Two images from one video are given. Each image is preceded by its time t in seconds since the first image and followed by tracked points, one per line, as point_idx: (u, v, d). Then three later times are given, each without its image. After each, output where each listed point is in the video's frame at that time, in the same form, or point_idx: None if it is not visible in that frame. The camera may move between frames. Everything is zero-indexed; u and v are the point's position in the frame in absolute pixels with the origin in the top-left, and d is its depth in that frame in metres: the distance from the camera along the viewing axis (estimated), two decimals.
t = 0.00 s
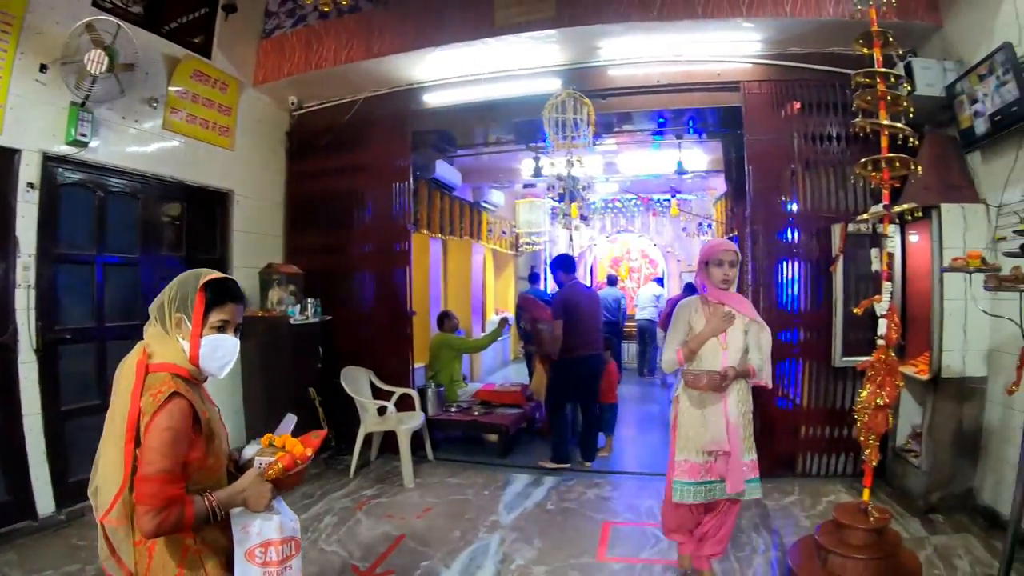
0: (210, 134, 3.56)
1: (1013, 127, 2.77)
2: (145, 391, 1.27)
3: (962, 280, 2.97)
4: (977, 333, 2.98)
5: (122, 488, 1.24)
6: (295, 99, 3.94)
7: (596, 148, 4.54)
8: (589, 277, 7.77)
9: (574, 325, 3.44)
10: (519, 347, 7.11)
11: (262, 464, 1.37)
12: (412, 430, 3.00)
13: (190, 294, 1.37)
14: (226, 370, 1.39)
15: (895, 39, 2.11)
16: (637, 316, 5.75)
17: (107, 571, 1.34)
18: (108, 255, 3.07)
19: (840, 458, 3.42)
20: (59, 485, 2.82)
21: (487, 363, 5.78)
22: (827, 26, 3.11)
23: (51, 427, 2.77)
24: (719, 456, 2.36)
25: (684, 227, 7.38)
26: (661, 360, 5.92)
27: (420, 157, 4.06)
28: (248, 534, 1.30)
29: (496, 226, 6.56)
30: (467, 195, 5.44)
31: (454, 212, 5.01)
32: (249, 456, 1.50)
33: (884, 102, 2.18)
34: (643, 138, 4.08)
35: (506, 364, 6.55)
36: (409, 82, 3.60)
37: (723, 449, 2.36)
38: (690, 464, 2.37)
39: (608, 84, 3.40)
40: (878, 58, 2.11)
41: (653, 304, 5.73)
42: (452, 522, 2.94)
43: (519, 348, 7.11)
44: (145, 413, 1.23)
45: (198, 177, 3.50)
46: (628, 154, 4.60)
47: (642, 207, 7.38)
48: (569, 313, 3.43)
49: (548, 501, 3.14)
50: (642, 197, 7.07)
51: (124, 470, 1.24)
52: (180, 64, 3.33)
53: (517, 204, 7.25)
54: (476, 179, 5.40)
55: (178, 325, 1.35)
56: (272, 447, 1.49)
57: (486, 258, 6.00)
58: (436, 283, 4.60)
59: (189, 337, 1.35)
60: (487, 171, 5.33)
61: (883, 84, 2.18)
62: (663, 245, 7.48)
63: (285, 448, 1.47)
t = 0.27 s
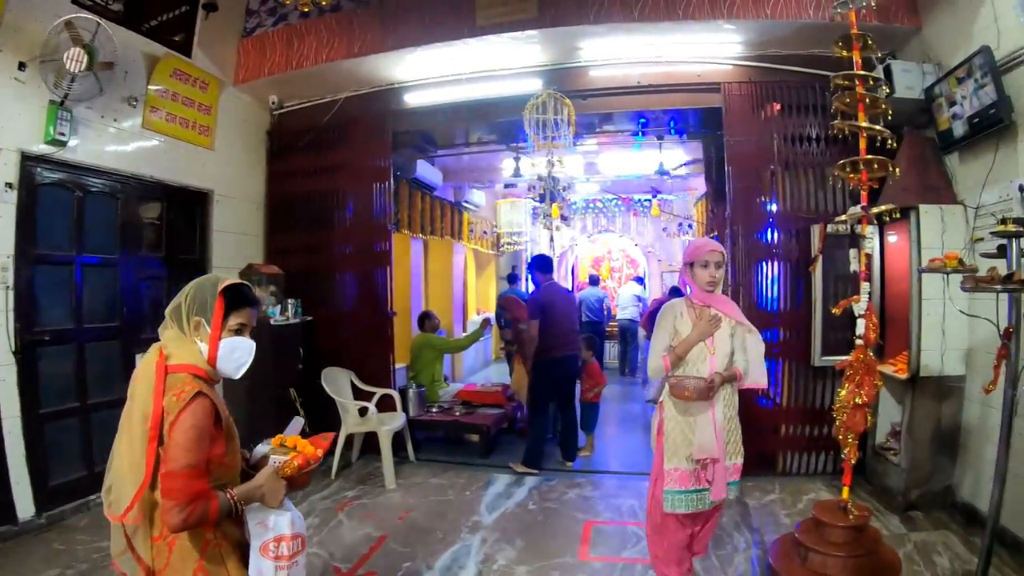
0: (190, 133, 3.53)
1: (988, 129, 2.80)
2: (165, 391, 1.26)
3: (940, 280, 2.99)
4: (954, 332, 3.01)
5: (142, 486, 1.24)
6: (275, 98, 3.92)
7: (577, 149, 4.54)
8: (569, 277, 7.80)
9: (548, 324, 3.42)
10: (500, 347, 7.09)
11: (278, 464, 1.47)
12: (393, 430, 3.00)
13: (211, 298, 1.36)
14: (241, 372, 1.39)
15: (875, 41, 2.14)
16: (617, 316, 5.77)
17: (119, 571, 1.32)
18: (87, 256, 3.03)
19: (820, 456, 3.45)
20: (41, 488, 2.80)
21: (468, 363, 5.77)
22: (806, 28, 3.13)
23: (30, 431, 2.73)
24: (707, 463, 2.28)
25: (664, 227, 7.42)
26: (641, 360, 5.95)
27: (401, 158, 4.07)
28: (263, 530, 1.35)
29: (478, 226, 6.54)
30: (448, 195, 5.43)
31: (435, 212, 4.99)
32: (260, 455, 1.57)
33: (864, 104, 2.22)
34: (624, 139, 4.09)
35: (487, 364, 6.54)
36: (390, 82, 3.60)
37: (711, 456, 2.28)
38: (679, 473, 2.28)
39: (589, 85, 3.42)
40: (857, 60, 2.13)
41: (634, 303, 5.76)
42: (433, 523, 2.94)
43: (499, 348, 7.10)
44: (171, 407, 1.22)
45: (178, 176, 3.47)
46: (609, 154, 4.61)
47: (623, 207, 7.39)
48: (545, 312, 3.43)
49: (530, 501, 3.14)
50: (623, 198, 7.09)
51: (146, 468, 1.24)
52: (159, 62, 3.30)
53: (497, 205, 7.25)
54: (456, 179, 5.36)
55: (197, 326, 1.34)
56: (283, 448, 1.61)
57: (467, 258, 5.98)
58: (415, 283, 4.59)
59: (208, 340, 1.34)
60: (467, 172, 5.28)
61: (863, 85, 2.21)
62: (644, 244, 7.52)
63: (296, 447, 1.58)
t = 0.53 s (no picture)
0: (181, 133, 3.52)
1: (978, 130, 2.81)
2: (206, 386, 1.35)
3: (929, 280, 3.00)
4: (943, 332, 3.02)
5: (183, 477, 1.33)
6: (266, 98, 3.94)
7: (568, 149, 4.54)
8: (561, 276, 7.81)
9: (533, 327, 3.45)
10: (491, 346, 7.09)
11: (305, 455, 1.59)
12: (385, 430, 3.00)
13: (244, 297, 1.43)
14: (273, 366, 1.49)
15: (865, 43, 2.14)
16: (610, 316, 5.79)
17: (155, 562, 1.46)
18: (78, 256, 3.01)
19: (811, 455, 3.46)
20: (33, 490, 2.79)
21: (459, 363, 5.77)
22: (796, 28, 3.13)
23: (21, 432, 2.72)
24: (706, 471, 2.28)
25: (656, 226, 7.31)
26: (633, 359, 5.96)
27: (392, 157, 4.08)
28: (295, 519, 1.46)
29: (470, 225, 6.55)
30: (439, 194, 5.43)
31: (426, 211, 5.01)
32: (284, 447, 1.70)
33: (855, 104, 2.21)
34: (615, 139, 4.10)
35: (479, 364, 6.53)
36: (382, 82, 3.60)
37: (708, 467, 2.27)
38: (678, 485, 2.27)
39: (581, 84, 3.41)
40: (848, 61, 2.15)
41: (624, 303, 5.77)
42: (425, 523, 2.94)
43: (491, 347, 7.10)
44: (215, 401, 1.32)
45: (168, 176, 3.45)
46: (600, 154, 4.61)
47: (615, 205, 7.30)
48: (528, 313, 3.45)
49: (522, 501, 3.15)
50: (615, 197, 7.05)
51: (186, 461, 1.33)
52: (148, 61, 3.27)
53: (489, 204, 7.26)
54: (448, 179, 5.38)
55: (233, 324, 1.43)
56: (305, 442, 1.76)
57: (458, 257, 5.98)
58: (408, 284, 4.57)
59: (243, 337, 1.43)
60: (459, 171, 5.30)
61: (853, 88, 2.22)
62: (636, 244, 7.45)
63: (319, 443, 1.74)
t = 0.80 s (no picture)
0: (185, 132, 3.48)
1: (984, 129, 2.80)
2: (259, 374, 1.81)
3: (935, 281, 2.85)
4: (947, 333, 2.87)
5: (230, 473, 1.82)
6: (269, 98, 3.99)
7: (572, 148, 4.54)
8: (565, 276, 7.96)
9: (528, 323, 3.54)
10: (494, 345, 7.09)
11: (343, 444, 2.22)
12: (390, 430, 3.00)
13: (292, 293, 1.92)
14: (315, 351, 2.03)
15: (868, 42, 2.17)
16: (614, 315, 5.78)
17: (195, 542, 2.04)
18: (80, 255, 2.94)
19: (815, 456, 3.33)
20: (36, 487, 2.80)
21: (462, 363, 5.77)
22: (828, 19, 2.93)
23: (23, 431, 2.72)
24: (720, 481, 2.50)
25: (658, 227, 7.05)
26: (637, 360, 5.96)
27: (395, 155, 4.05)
28: (333, 504, 2.15)
29: (472, 226, 6.56)
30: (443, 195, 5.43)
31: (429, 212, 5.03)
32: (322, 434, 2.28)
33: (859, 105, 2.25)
34: (618, 139, 4.10)
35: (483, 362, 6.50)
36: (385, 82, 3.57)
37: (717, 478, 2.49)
38: (692, 496, 2.48)
39: (585, 84, 3.42)
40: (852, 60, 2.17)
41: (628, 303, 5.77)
42: (427, 522, 2.95)
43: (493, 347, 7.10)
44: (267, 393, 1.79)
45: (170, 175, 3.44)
46: (604, 155, 4.61)
47: (617, 205, 7.19)
48: (523, 311, 3.53)
49: (525, 501, 3.15)
50: (618, 198, 6.96)
51: (232, 462, 1.81)
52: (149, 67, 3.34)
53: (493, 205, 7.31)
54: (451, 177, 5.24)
55: (284, 316, 1.91)
56: (337, 429, 2.33)
57: (461, 257, 5.99)
58: (409, 282, 4.63)
59: (292, 327, 1.92)
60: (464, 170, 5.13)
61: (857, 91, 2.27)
62: (638, 244, 7.47)
63: (348, 429, 2.34)
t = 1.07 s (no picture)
0: (191, 133, 3.28)
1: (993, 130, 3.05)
2: (309, 366, 2.74)
3: (943, 283, 2.97)
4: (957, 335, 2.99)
5: (277, 474, 2.91)
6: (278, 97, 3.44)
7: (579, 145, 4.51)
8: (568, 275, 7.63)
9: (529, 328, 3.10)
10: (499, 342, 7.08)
11: (383, 435, 3.02)
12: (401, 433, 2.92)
13: (326, 300, 2.75)
14: (349, 347, 2.84)
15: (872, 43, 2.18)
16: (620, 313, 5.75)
17: (239, 534, 3.12)
18: (91, 257, 3.17)
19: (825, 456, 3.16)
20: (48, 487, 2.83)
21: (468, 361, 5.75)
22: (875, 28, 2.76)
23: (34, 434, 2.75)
24: (740, 488, 3.09)
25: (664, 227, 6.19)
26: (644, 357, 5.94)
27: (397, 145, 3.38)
28: (375, 496, 3.09)
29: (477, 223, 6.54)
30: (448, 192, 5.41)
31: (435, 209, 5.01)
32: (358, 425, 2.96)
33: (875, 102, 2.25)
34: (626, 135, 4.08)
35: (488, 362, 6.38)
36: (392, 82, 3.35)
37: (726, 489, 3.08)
38: (706, 509, 3.10)
39: (593, 83, 3.13)
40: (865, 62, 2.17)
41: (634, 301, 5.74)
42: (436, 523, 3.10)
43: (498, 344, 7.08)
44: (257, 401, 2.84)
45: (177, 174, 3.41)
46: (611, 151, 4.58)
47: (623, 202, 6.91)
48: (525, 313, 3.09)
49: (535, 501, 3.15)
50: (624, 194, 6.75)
51: (277, 467, 2.91)
52: (167, 62, 3.47)
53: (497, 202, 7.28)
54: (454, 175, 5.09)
55: (331, 313, 2.73)
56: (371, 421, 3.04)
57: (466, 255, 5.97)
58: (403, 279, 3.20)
59: (333, 326, 2.75)
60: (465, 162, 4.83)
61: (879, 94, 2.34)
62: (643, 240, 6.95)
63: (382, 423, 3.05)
